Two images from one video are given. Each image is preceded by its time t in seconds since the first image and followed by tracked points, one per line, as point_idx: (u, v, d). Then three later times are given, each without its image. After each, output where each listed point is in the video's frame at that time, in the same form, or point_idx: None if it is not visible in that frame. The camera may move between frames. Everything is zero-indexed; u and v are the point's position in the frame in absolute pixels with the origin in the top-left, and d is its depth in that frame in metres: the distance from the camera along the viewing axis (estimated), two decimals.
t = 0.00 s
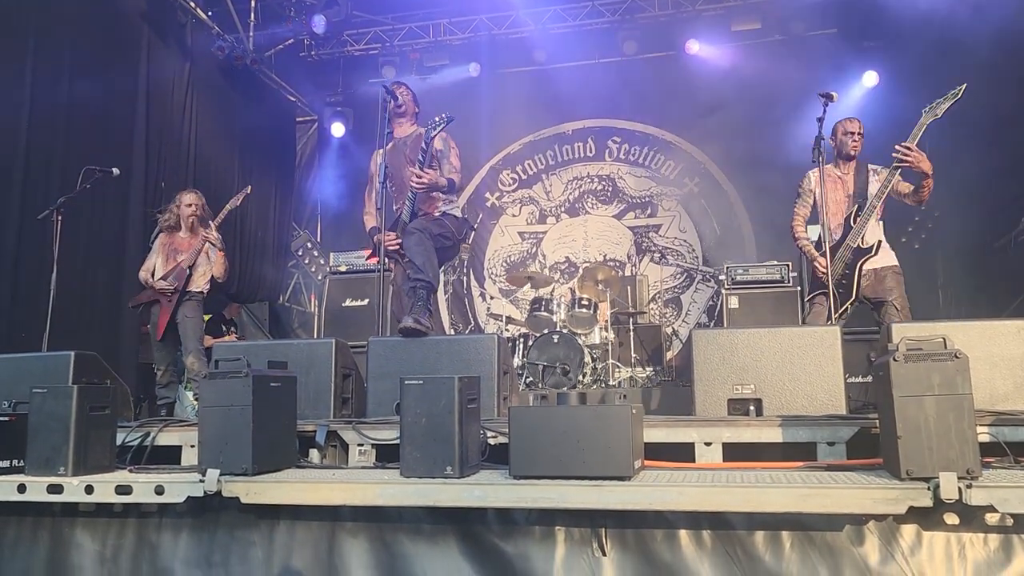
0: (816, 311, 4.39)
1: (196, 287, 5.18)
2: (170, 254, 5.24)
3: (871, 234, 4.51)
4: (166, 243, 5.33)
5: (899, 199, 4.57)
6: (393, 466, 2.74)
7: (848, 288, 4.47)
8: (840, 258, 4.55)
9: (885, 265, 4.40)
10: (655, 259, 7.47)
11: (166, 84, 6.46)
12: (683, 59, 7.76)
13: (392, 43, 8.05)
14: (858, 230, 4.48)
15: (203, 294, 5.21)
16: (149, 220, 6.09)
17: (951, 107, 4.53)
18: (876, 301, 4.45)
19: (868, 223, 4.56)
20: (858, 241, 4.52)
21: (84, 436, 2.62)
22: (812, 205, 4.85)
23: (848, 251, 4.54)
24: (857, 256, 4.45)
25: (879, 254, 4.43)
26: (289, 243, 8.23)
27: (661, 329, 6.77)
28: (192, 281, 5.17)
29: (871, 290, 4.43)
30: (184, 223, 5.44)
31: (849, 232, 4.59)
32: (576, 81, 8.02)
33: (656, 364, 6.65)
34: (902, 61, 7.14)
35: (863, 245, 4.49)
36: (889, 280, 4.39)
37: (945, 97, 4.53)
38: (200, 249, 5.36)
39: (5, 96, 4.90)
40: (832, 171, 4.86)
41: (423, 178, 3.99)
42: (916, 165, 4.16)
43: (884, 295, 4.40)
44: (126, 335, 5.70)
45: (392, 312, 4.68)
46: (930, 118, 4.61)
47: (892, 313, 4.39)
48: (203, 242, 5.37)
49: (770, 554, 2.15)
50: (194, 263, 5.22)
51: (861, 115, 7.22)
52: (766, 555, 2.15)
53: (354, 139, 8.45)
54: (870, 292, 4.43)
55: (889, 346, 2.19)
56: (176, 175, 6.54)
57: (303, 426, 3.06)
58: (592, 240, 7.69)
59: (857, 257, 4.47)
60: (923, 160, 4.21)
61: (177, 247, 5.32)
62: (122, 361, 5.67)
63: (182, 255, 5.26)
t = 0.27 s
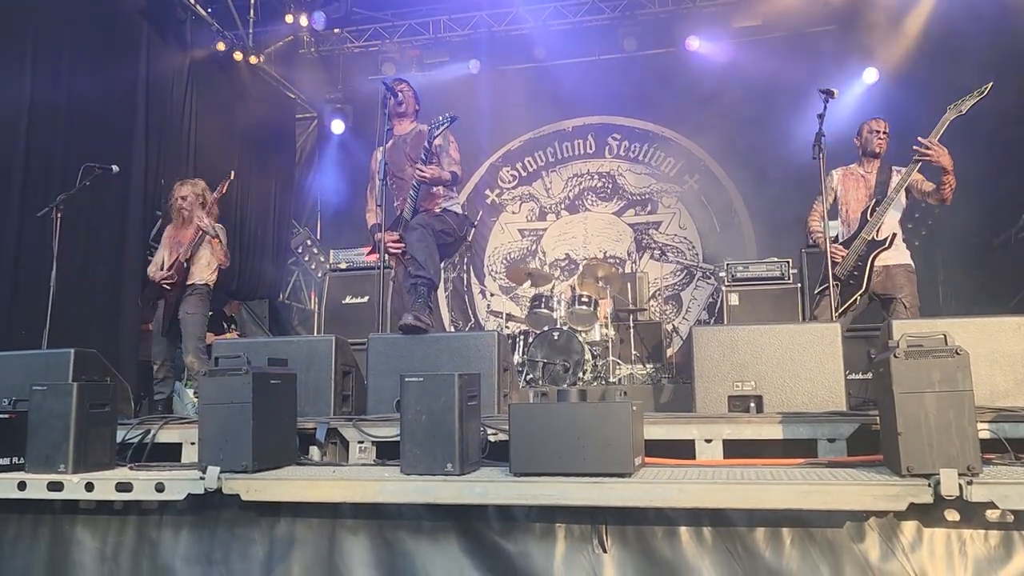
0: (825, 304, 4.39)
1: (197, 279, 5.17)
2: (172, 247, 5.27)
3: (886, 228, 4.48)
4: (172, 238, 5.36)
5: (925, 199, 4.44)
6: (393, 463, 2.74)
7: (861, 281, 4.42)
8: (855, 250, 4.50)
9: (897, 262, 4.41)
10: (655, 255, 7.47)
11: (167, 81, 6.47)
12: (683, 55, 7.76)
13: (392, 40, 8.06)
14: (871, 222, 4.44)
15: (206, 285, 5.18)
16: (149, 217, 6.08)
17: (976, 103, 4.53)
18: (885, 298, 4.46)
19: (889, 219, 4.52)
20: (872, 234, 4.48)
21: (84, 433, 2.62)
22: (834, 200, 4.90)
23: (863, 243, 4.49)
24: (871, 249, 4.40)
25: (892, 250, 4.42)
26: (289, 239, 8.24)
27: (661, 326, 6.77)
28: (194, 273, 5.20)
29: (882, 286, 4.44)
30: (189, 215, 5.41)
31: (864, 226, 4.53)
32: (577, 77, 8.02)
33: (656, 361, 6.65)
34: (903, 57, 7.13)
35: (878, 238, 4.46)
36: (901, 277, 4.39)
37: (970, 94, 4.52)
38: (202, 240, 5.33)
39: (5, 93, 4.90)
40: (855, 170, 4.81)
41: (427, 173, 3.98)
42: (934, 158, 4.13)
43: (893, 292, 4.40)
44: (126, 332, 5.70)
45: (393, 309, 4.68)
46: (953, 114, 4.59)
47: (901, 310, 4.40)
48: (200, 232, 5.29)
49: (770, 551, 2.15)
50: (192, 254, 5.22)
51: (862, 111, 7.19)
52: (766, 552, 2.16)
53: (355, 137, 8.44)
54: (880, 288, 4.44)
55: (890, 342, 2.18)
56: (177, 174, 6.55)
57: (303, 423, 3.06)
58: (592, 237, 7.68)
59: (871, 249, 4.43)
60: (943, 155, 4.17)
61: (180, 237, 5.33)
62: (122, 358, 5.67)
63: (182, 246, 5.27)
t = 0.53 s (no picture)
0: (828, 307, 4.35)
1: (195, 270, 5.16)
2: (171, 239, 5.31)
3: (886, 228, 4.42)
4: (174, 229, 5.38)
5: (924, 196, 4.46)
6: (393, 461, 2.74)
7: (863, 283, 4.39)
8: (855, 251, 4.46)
9: (898, 262, 4.42)
10: (655, 254, 7.47)
11: (166, 80, 6.46)
12: (682, 54, 7.76)
13: (391, 38, 8.05)
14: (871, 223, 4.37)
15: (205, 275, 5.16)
16: (149, 216, 6.08)
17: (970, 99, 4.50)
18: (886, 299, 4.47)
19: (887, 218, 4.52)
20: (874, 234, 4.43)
21: (84, 431, 2.62)
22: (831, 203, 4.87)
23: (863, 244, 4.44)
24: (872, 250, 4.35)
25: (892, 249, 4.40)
26: (289, 238, 8.25)
27: (661, 324, 6.78)
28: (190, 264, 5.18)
29: (883, 286, 4.45)
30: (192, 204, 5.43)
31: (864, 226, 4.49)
32: (576, 75, 8.02)
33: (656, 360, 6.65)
34: (902, 55, 7.13)
35: (879, 238, 4.40)
36: (902, 277, 4.41)
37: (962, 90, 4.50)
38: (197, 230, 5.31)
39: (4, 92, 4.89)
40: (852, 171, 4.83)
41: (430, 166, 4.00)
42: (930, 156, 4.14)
43: (893, 293, 4.42)
44: (127, 331, 5.71)
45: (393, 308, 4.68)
46: (947, 112, 4.58)
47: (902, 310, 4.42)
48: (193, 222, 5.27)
49: (770, 548, 2.16)
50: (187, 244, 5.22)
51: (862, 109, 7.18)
52: (766, 550, 2.16)
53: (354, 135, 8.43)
54: (882, 289, 4.45)
55: (890, 340, 2.18)
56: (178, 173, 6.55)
57: (303, 422, 3.05)
58: (592, 235, 7.68)
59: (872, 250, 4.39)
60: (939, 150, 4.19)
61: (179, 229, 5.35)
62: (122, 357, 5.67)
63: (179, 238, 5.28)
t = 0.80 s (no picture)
0: (819, 301, 4.35)
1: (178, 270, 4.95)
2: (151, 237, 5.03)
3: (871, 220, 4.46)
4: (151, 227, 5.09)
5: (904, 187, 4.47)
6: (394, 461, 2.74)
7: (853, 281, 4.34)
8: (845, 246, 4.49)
9: (887, 260, 4.37)
10: (655, 253, 7.47)
11: (167, 80, 6.47)
12: (682, 53, 7.77)
13: (392, 38, 8.05)
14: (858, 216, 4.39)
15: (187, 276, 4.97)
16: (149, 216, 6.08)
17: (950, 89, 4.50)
18: (877, 297, 4.43)
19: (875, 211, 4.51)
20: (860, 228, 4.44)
21: (85, 431, 2.63)
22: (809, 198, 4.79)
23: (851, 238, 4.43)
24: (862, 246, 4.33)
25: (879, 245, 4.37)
26: (289, 237, 8.26)
27: (662, 324, 6.79)
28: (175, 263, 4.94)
29: (875, 285, 4.40)
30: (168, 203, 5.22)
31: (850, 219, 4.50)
32: (577, 75, 8.03)
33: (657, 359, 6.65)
34: (902, 55, 7.12)
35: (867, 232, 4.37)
36: (893, 275, 4.37)
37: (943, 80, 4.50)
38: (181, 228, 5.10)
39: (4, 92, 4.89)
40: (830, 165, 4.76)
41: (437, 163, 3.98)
42: (916, 146, 4.10)
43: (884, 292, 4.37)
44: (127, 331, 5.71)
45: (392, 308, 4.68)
46: (929, 102, 4.58)
47: (893, 309, 4.38)
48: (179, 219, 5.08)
49: (770, 548, 2.16)
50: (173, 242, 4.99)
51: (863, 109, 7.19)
52: (766, 549, 2.16)
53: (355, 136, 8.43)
54: (873, 287, 4.40)
55: (890, 340, 2.19)
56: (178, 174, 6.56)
57: (303, 422, 3.05)
58: (592, 235, 7.68)
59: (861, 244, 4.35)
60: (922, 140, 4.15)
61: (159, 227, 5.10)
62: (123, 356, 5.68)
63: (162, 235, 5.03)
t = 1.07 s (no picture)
0: (806, 297, 4.35)
1: (153, 265, 4.91)
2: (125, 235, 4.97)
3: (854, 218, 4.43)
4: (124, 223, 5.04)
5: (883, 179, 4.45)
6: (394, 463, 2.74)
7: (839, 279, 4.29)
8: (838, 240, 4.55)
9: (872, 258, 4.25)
10: (655, 255, 7.48)
11: (168, 83, 6.48)
12: (683, 55, 7.77)
13: (392, 39, 8.04)
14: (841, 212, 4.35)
15: (163, 272, 4.93)
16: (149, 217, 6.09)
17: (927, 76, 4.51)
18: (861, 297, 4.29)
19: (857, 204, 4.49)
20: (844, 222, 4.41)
21: (85, 432, 2.62)
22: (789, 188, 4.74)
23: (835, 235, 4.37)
24: (847, 241, 4.28)
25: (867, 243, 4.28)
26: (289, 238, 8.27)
27: (662, 324, 6.80)
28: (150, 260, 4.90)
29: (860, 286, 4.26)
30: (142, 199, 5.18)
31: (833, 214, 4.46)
32: (577, 76, 8.03)
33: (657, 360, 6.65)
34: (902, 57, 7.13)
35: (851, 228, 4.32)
36: (877, 276, 4.22)
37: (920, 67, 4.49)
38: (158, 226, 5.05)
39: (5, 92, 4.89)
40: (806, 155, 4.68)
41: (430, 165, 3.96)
42: (894, 141, 4.09)
43: (868, 293, 4.23)
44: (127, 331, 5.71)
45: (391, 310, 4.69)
46: (907, 89, 4.59)
47: (877, 311, 4.23)
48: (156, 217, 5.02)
49: (770, 549, 2.16)
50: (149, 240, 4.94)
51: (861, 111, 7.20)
52: (766, 550, 2.16)
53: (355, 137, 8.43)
54: (858, 287, 4.26)
55: (890, 341, 2.19)
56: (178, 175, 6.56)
57: (303, 423, 3.05)
58: (592, 236, 7.68)
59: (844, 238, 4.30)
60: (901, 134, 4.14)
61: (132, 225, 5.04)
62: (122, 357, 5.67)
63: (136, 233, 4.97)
